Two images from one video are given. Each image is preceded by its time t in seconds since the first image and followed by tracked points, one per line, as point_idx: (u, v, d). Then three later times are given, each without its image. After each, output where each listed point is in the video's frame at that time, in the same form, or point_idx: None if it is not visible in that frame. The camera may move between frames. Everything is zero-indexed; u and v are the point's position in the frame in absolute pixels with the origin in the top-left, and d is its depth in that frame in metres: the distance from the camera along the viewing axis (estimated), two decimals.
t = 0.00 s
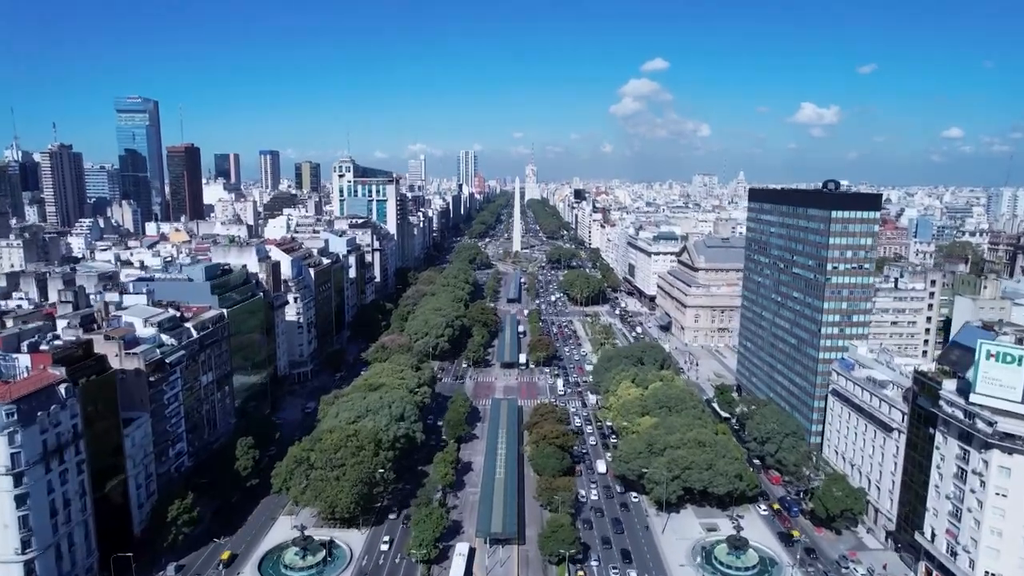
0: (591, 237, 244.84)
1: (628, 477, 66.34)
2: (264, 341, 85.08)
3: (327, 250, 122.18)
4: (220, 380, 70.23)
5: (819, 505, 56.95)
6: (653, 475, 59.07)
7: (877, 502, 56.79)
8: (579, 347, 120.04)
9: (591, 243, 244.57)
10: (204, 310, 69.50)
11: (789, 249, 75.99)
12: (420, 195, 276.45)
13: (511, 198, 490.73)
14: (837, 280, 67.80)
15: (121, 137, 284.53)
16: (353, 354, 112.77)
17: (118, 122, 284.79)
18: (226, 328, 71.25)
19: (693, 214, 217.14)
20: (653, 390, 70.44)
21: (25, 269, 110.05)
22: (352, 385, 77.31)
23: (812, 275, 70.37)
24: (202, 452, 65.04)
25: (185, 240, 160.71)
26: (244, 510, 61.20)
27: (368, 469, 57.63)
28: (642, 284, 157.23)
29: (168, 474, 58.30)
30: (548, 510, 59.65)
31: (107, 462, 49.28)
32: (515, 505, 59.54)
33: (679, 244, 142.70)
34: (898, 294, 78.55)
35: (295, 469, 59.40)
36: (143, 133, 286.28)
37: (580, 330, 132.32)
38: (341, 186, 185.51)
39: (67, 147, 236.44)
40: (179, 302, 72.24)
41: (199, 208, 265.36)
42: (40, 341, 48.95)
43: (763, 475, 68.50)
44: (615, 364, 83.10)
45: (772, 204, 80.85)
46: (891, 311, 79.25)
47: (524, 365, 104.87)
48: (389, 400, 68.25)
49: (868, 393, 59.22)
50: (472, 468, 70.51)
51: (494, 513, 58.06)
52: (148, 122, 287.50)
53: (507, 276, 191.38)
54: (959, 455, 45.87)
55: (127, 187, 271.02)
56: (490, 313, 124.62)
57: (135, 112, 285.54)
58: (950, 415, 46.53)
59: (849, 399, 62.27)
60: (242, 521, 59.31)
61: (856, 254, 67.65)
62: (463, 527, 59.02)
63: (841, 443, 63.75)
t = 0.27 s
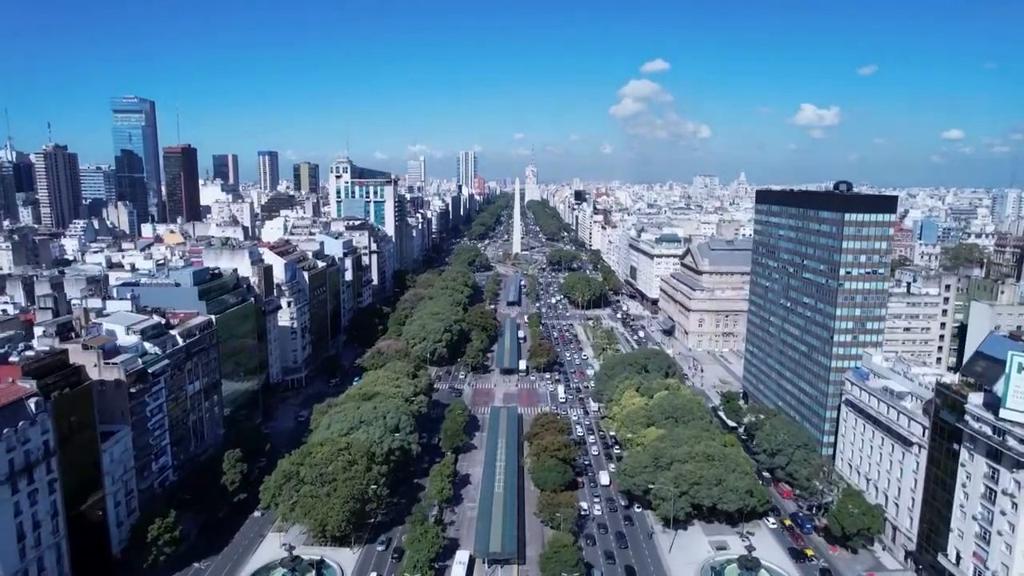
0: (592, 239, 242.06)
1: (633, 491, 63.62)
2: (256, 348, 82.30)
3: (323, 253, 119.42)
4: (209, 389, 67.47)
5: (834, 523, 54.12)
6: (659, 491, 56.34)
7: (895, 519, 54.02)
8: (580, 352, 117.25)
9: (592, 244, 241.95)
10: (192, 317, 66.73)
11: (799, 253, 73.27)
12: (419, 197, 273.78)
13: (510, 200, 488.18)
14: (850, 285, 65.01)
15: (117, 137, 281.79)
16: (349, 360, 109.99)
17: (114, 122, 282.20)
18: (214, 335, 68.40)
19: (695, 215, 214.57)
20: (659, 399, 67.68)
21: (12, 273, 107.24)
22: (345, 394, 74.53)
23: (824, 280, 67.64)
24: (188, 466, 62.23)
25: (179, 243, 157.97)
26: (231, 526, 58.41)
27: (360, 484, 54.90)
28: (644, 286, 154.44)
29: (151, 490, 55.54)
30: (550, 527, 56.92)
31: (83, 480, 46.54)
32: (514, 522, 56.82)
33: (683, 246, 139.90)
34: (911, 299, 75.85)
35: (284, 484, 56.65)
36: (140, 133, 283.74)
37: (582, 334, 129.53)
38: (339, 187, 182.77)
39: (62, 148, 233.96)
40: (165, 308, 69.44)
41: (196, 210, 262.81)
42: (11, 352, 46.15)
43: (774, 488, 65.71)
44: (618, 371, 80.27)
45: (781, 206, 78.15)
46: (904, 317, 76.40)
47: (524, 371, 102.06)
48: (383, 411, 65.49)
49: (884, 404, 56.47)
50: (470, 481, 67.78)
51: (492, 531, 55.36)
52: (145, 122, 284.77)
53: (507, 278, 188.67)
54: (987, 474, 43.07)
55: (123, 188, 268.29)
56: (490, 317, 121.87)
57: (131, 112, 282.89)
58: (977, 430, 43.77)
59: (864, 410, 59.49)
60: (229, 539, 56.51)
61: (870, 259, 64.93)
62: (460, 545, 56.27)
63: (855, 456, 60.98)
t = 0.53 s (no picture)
0: (593, 241, 239.48)
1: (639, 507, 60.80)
2: (246, 354, 79.50)
3: (318, 256, 116.68)
4: (197, 399, 64.68)
5: (851, 543, 51.29)
6: (667, 508, 53.60)
7: (915, 538, 51.20)
8: (582, 357, 114.50)
9: (593, 246, 239.54)
10: (178, 323, 63.93)
11: (811, 257, 70.47)
12: (419, 198, 271.25)
13: (510, 201, 485.83)
14: (865, 291, 62.13)
15: (113, 138, 278.93)
16: (345, 366, 107.25)
17: (110, 123, 279.44)
18: (202, 343, 65.53)
19: (697, 217, 212.02)
20: (665, 410, 64.90)
21: None
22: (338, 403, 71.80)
23: (837, 285, 64.79)
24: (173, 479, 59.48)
25: (173, 245, 155.10)
26: (217, 545, 55.61)
27: (352, 501, 52.10)
28: (646, 290, 151.75)
29: (132, 507, 52.76)
30: (551, 545, 54.18)
31: (54, 500, 43.73)
32: (514, 540, 54.10)
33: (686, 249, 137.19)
34: (925, 304, 73.07)
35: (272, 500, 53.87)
36: (136, 134, 280.91)
37: (583, 338, 126.79)
38: (336, 188, 179.55)
39: (57, 148, 231.30)
40: (151, 314, 66.66)
41: (193, 211, 260.16)
42: None
43: (785, 503, 62.98)
44: (622, 380, 77.41)
45: (791, 208, 75.33)
46: (918, 323, 73.65)
47: (524, 378, 99.26)
48: (378, 422, 62.72)
49: (903, 417, 53.69)
50: (468, 495, 65.05)
51: (490, 550, 52.58)
52: (141, 123, 282.03)
53: (507, 281, 186.05)
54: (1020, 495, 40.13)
55: (119, 189, 265.58)
56: (489, 321, 119.13)
57: (127, 112, 280.09)
58: (1007, 449, 40.92)
59: (881, 423, 56.70)
60: (214, 559, 53.70)
61: (886, 263, 62.00)
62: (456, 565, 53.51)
63: (871, 470, 58.22)
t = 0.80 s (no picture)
0: (594, 243, 237.12)
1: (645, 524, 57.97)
2: (237, 362, 76.65)
3: (313, 259, 113.85)
4: (184, 410, 61.75)
5: (871, 565, 48.38)
6: (675, 527, 50.77)
7: (939, 560, 48.34)
8: (584, 362, 111.63)
9: (594, 248, 237.12)
10: (163, 331, 61.11)
11: (823, 261, 67.67)
12: (418, 199, 268.88)
13: (510, 202, 483.55)
14: (881, 298, 59.25)
15: (109, 138, 276.25)
16: (340, 372, 104.55)
17: (105, 123, 276.74)
18: (188, 351, 62.69)
19: (700, 219, 209.35)
20: (671, 422, 62.15)
21: None
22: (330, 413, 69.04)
23: (851, 291, 61.98)
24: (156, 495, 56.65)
25: (167, 247, 152.50)
26: (201, 565, 52.70)
27: (342, 521, 49.26)
28: (649, 293, 148.96)
29: (111, 527, 49.93)
30: (553, 566, 51.31)
31: (21, 521, 40.84)
32: (514, 560, 51.27)
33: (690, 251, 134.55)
34: (941, 311, 70.23)
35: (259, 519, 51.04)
36: (132, 134, 278.09)
37: (584, 343, 124.11)
38: (331, 189, 174.32)
39: (52, 149, 228.76)
40: (135, 321, 63.83)
41: (189, 212, 257.73)
42: None
43: (797, 518, 60.20)
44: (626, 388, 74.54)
45: (801, 210, 72.51)
46: (933, 330, 70.85)
47: (525, 385, 96.37)
48: (371, 435, 59.92)
49: (924, 431, 50.87)
50: (466, 510, 62.22)
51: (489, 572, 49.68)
52: (137, 123, 279.43)
53: (507, 283, 183.59)
54: None
55: (116, 190, 263.08)
56: (488, 325, 116.39)
57: (122, 112, 277.34)
58: None
59: (899, 436, 53.91)
60: None
61: (903, 268, 59.10)
62: None
63: (889, 485, 55.44)
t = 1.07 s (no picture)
0: (595, 245, 234.58)
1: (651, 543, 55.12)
2: (226, 370, 73.91)
3: (308, 262, 111.15)
4: (168, 422, 58.86)
5: None
6: (685, 548, 47.91)
7: None
8: (585, 368, 108.82)
9: (595, 250, 234.55)
10: (147, 339, 58.34)
11: (836, 266, 64.96)
12: (417, 200, 266.26)
13: (510, 203, 480.93)
14: (899, 305, 56.50)
15: (105, 139, 273.63)
16: (335, 378, 101.81)
17: (101, 123, 273.97)
18: (173, 360, 59.91)
19: (703, 220, 206.63)
20: (678, 435, 59.48)
21: None
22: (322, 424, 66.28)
23: (867, 298, 59.25)
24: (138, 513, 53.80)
25: (160, 249, 149.87)
26: None
27: (332, 543, 46.39)
28: (651, 296, 146.21)
29: (85, 548, 47.02)
30: None
31: None
32: None
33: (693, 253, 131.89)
34: (958, 317, 67.37)
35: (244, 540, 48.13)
36: (128, 134, 275.20)
37: (586, 348, 121.44)
38: (328, 190, 172.77)
39: (46, 149, 226.15)
40: (118, 328, 61.09)
41: (186, 214, 255.18)
42: None
43: (810, 535, 57.48)
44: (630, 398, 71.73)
45: (812, 212, 69.81)
46: (950, 337, 68.08)
47: (525, 392, 93.51)
48: (364, 449, 57.17)
49: (949, 446, 48.04)
50: (464, 527, 59.34)
51: None
52: (133, 123, 276.74)
53: (507, 286, 181.03)
54: None
55: (112, 192, 260.30)
56: (488, 330, 113.64)
57: (118, 112, 274.75)
58: None
59: (919, 452, 51.08)
60: None
61: (922, 274, 56.35)
62: None
63: (908, 503, 52.66)
